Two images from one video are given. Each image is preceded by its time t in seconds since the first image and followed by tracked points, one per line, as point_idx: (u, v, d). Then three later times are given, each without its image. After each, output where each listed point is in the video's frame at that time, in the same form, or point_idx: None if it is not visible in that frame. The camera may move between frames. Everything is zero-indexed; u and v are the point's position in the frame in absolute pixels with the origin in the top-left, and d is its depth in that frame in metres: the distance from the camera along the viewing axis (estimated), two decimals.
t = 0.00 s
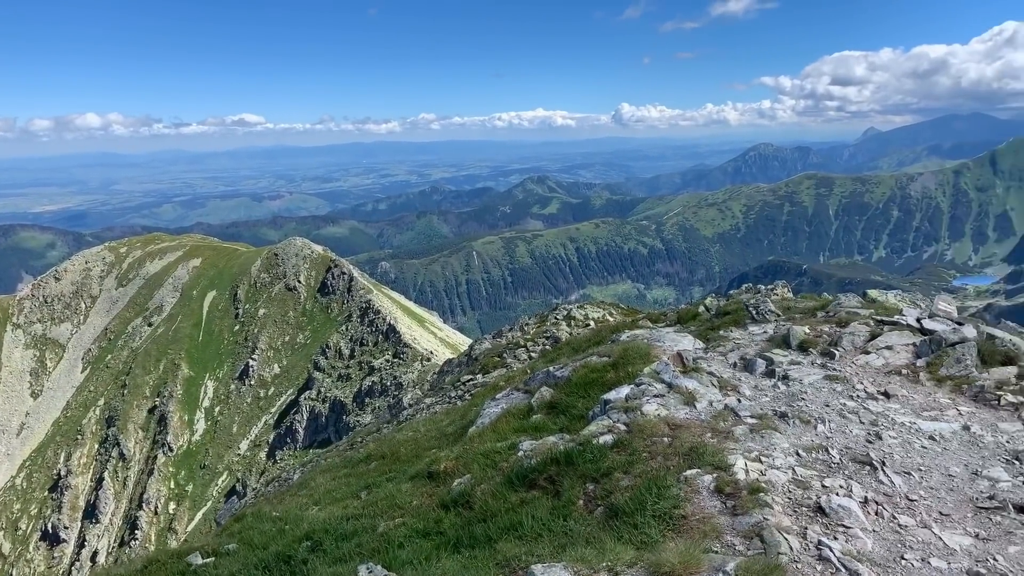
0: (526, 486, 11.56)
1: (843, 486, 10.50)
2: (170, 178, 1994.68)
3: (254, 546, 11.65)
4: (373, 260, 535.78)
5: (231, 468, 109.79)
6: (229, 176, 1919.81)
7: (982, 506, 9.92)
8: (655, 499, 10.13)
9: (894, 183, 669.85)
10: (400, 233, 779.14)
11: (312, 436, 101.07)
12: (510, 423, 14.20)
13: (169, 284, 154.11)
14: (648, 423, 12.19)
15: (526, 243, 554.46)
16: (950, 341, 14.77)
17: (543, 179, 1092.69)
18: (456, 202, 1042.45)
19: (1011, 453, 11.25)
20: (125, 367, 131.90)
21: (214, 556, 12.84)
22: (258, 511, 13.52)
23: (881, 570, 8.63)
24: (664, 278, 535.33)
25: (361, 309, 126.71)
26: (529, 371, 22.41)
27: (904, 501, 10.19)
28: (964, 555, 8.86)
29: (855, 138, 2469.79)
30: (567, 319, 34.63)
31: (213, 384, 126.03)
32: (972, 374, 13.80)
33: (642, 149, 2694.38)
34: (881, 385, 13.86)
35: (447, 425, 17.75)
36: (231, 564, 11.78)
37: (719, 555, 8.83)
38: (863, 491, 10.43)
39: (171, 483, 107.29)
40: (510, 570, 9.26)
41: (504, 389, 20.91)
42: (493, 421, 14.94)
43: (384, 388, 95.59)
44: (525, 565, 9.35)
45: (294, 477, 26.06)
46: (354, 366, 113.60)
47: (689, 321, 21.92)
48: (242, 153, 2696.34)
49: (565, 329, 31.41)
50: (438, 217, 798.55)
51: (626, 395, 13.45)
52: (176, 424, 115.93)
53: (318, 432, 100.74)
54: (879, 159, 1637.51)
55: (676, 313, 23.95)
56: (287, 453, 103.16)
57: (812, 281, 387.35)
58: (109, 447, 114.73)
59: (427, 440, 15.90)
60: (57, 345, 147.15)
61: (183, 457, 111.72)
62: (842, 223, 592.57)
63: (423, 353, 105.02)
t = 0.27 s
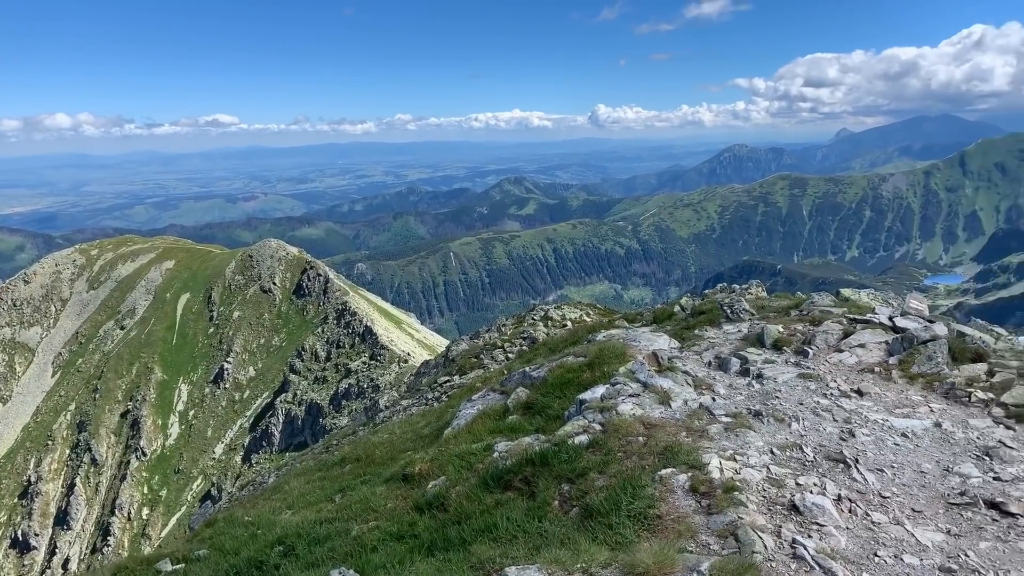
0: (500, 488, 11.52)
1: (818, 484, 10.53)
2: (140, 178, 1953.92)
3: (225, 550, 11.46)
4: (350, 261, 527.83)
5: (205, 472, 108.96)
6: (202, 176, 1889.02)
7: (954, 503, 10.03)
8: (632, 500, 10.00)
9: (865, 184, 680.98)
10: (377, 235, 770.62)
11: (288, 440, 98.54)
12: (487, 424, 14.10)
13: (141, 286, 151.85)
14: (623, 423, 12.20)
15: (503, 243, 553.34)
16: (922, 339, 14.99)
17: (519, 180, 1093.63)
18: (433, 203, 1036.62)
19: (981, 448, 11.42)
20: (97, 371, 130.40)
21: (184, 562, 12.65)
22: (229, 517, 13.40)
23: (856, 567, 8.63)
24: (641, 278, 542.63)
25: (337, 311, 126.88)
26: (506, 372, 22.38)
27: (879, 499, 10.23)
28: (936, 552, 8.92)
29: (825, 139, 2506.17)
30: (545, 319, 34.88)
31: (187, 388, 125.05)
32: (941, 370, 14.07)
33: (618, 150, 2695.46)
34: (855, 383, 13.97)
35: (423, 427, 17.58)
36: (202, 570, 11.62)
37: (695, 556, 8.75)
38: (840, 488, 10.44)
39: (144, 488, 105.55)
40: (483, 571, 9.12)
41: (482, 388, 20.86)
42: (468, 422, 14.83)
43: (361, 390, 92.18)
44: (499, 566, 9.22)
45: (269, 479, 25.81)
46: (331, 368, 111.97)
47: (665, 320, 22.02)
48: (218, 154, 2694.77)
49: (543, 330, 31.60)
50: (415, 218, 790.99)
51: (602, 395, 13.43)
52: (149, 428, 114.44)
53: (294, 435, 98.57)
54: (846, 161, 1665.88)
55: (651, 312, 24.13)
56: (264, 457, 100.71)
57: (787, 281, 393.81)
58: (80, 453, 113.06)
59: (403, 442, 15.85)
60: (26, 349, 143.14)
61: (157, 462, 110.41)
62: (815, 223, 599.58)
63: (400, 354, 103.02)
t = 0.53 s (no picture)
0: (475, 490, 11.47)
1: (790, 485, 10.60)
2: (107, 178, 1906.66)
3: (196, 557, 11.38)
4: (326, 262, 519.33)
5: (181, 476, 107.29)
6: (176, 178, 1853.23)
7: (927, 501, 10.13)
8: (606, 503, 9.95)
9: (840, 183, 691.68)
10: (354, 235, 760.86)
11: (264, 443, 93.32)
12: (462, 425, 14.08)
13: (114, 289, 149.65)
14: (597, 423, 12.23)
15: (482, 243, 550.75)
16: (894, 337, 15.26)
17: (496, 180, 1091.66)
18: (410, 204, 1029.40)
19: (952, 446, 11.61)
20: (69, 375, 127.98)
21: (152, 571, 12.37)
22: (201, 523, 13.42)
23: (824, 564, 8.70)
24: (618, 278, 544.54)
25: (314, 312, 126.06)
26: (483, 371, 22.41)
27: (850, 496, 10.33)
28: (909, 549, 8.99)
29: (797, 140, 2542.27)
30: (521, 320, 35.07)
31: (162, 391, 123.46)
32: (912, 367, 14.31)
33: (596, 150, 2695.78)
34: (828, 382, 14.14)
35: (400, 427, 17.50)
36: None
37: (667, 556, 8.75)
38: (811, 487, 10.56)
39: (118, 493, 104.09)
40: None
41: (458, 390, 20.93)
42: (443, 424, 14.81)
43: (340, 392, 86.55)
44: (473, 569, 9.17)
45: (245, 481, 25.61)
46: (308, 370, 110.80)
47: (641, 320, 22.19)
48: (193, 154, 2695.93)
49: (520, 331, 31.83)
50: (392, 219, 783.32)
51: (577, 395, 13.47)
52: (123, 433, 112.68)
53: (271, 439, 93.19)
54: (814, 162, 1694.86)
55: (628, 312, 24.33)
56: (240, 460, 97.52)
57: (762, 280, 399.45)
58: (53, 458, 111.23)
59: (378, 445, 15.81)
60: None
61: (132, 466, 108.79)
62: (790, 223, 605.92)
63: (377, 355, 102.19)
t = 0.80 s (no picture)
0: (449, 493, 11.45)
1: (764, 483, 10.68)
2: (75, 179, 1863.28)
3: (166, 564, 11.19)
4: (303, 264, 510.63)
5: (156, 481, 103.98)
6: (148, 180, 1818.76)
7: (895, 497, 10.32)
8: (577, 505, 9.97)
9: (814, 183, 701.81)
10: (330, 237, 750.63)
11: (242, 446, 93.19)
12: (436, 429, 14.04)
13: (87, 292, 147.28)
14: (571, 424, 12.28)
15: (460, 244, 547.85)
16: (865, 336, 15.54)
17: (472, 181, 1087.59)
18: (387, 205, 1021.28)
19: (922, 443, 11.81)
20: (40, 380, 125.53)
21: None
22: (172, 528, 13.37)
23: (802, 568, 8.66)
24: (596, 278, 544.73)
25: (291, 314, 123.85)
26: (459, 374, 22.44)
27: (821, 495, 10.44)
28: (880, 548, 9.10)
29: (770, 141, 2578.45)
30: (500, 320, 35.12)
31: (136, 395, 120.44)
32: (884, 365, 14.52)
33: (574, 151, 2694.80)
34: (801, 381, 14.29)
35: (375, 430, 17.45)
36: None
37: (638, 558, 8.75)
38: (786, 487, 10.59)
39: (91, 498, 102.53)
40: None
41: (435, 392, 20.89)
42: (418, 427, 14.70)
43: (316, 394, 85.60)
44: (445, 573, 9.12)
45: (221, 485, 25.45)
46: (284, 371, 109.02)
47: (617, 320, 22.30)
48: (167, 153, 2695.27)
49: (498, 330, 31.85)
50: (369, 220, 775.39)
51: (551, 396, 13.50)
52: (96, 437, 111.07)
53: (248, 441, 92.97)
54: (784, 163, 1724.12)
55: (604, 312, 24.53)
56: (217, 464, 96.01)
57: (738, 279, 403.99)
58: (25, 464, 109.85)
59: (353, 447, 15.67)
60: None
61: (106, 470, 107.06)
62: (765, 222, 610.51)
63: (355, 357, 100.34)
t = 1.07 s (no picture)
0: (421, 497, 11.48)
1: (734, 485, 10.77)
2: (41, 180, 1821.84)
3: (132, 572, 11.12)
4: (278, 266, 502.03)
5: (129, 486, 103.66)
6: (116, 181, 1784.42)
7: (866, 496, 10.42)
8: (549, 507, 9.98)
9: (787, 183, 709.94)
10: (306, 238, 739.53)
11: (218, 449, 89.51)
12: (409, 431, 13.99)
13: (56, 295, 144.52)
14: (544, 425, 12.31)
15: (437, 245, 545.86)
16: (836, 335, 15.76)
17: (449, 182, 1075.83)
18: (363, 206, 1012.68)
19: (891, 441, 11.98)
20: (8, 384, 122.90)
21: None
22: (140, 535, 13.45)
23: (769, 564, 8.78)
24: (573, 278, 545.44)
25: (266, 317, 123.49)
26: (433, 376, 22.50)
27: (792, 493, 10.52)
28: (848, 546, 9.18)
29: (746, 141, 2596.42)
30: (475, 321, 35.24)
31: (107, 399, 119.48)
32: (855, 364, 14.75)
33: (550, 151, 2695.05)
34: (773, 380, 14.43)
35: (347, 435, 17.37)
36: None
37: (611, 560, 8.74)
38: (754, 486, 10.73)
39: (61, 505, 100.34)
40: None
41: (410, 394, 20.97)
42: (392, 429, 14.69)
43: (293, 396, 82.32)
44: None
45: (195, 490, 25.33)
46: (260, 374, 107.25)
47: (591, 322, 22.43)
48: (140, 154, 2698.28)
49: (474, 332, 31.98)
50: (344, 221, 767.29)
51: (524, 398, 13.53)
52: (66, 442, 108.81)
53: (223, 445, 89.89)
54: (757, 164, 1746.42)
55: (580, 313, 24.61)
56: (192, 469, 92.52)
57: (713, 279, 408.82)
58: None
59: (327, 450, 15.76)
60: None
61: (77, 476, 105.01)
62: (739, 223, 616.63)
63: (331, 360, 99.18)
